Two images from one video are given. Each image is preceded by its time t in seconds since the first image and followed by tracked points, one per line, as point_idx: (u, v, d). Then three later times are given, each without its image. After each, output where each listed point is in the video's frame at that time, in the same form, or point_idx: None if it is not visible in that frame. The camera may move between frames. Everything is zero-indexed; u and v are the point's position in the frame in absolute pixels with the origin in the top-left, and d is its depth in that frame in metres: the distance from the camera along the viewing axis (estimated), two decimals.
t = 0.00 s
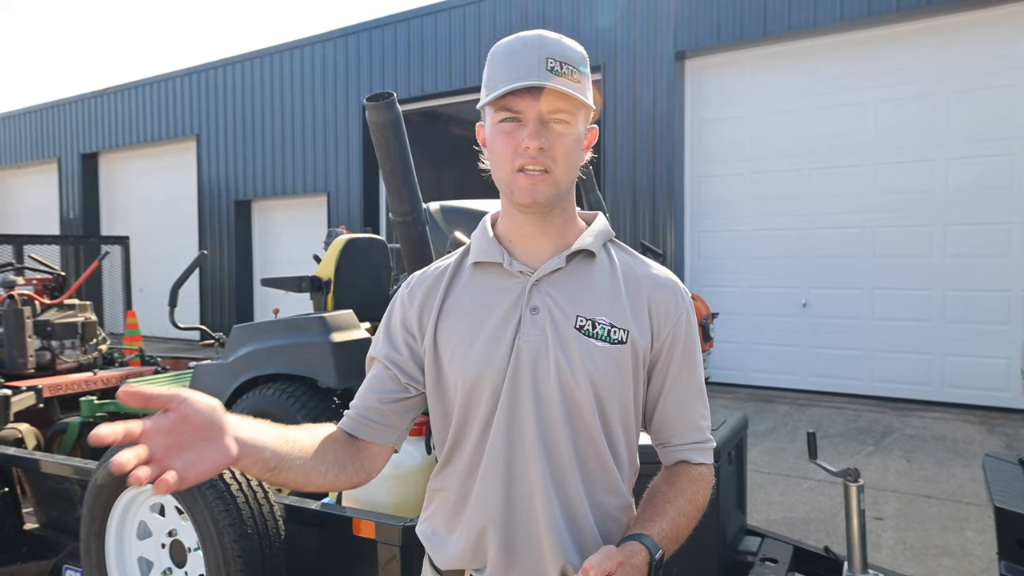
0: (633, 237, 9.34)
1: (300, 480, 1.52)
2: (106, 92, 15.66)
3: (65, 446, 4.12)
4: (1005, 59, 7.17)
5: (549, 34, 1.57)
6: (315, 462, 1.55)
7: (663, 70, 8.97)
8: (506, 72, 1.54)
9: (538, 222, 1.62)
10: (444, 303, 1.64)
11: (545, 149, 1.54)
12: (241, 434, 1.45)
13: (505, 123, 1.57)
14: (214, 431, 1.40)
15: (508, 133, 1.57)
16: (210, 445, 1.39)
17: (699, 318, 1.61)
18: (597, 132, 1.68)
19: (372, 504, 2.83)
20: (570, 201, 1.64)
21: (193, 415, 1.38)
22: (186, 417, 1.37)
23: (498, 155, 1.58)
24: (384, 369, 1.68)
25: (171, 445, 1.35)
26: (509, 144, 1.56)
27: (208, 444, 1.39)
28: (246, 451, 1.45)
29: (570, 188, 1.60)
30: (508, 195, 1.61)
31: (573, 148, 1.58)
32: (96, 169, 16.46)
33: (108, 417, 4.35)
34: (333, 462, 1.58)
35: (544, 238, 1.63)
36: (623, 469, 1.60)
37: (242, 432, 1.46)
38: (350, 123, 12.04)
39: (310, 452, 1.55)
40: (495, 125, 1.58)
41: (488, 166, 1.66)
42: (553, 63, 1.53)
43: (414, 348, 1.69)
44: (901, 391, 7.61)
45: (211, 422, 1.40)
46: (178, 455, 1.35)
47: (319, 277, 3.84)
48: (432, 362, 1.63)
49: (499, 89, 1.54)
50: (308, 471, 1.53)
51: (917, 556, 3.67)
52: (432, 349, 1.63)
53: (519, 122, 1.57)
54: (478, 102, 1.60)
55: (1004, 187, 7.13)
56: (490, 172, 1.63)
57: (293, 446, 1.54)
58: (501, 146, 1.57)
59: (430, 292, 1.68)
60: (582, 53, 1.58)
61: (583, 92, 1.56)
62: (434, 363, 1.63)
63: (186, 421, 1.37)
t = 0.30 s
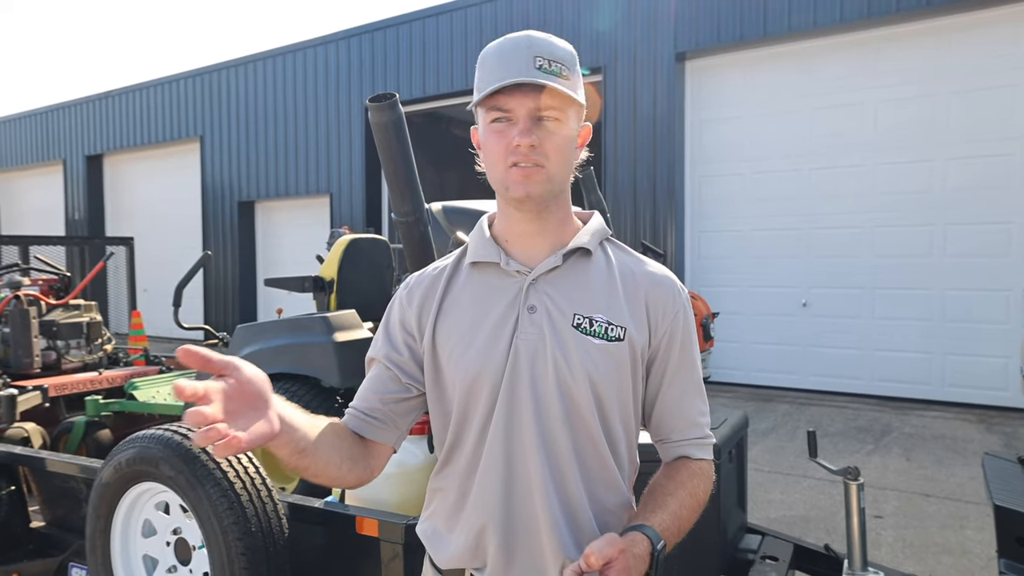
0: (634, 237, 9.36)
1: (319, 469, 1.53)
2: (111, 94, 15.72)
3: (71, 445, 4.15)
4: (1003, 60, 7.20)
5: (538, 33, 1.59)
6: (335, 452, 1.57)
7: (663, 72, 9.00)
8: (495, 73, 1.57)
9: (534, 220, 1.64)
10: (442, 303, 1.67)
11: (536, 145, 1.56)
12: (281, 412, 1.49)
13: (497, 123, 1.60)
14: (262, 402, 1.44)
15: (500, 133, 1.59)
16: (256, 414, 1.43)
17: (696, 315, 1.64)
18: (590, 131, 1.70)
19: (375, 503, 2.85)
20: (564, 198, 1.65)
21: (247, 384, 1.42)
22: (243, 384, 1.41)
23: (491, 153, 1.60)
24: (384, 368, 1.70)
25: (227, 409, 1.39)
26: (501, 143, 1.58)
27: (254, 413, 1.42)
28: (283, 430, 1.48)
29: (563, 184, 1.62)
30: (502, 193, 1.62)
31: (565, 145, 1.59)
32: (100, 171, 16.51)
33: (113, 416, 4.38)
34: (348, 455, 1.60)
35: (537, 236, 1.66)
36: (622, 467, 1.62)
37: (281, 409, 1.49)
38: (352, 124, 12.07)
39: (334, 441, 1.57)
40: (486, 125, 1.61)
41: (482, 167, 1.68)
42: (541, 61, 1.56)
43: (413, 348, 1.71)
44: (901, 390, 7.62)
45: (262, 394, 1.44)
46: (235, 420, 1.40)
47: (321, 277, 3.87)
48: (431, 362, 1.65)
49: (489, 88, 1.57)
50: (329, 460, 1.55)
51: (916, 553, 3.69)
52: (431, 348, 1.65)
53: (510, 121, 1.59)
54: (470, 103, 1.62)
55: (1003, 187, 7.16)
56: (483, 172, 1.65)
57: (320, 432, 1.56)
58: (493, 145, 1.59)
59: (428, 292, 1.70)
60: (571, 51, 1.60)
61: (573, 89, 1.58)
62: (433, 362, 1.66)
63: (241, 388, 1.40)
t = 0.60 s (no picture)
0: (636, 235, 9.42)
1: (327, 443, 1.59)
2: (116, 96, 15.80)
3: (81, 442, 4.21)
4: (1001, 58, 7.23)
5: (515, 33, 1.64)
6: (345, 431, 1.62)
7: (664, 72, 9.04)
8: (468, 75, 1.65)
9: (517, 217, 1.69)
10: (444, 299, 1.72)
11: (505, 143, 1.61)
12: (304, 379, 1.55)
13: (475, 124, 1.67)
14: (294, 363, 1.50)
15: (477, 134, 1.66)
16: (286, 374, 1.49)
17: (696, 311, 1.66)
18: (582, 126, 1.70)
19: (380, 497, 2.89)
20: (549, 195, 1.68)
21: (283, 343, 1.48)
22: (281, 343, 1.47)
23: (471, 154, 1.68)
24: (385, 360, 1.75)
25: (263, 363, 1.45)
26: (477, 143, 1.65)
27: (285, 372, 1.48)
28: (305, 396, 1.54)
29: (542, 180, 1.64)
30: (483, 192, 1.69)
31: (540, 142, 1.61)
32: (106, 172, 16.59)
33: (121, 413, 4.45)
34: (354, 438, 1.64)
35: (522, 232, 1.71)
36: (620, 461, 1.65)
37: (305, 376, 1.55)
38: (356, 125, 12.12)
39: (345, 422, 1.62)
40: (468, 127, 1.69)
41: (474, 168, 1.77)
42: (513, 59, 1.60)
43: (415, 343, 1.76)
44: (901, 387, 7.67)
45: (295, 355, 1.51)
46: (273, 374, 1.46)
47: (326, 275, 3.93)
48: (432, 356, 1.70)
49: (461, 91, 1.65)
50: (338, 438, 1.60)
51: (914, 547, 3.73)
52: (432, 343, 1.70)
53: (486, 122, 1.65)
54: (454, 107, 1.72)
55: (1001, 184, 7.20)
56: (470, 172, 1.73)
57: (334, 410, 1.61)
58: (472, 145, 1.67)
59: (431, 288, 1.75)
60: (548, 48, 1.62)
61: (547, 85, 1.60)
62: (434, 357, 1.70)
63: (279, 345, 1.47)
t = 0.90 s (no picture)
0: (639, 228, 9.41)
1: (278, 397, 1.59)
2: (116, 89, 15.76)
3: (83, 436, 4.20)
4: (1004, 50, 7.22)
5: (529, 21, 1.62)
6: (300, 391, 1.61)
7: (666, 64, 9.01)
8: (483, 65, 1.62)
9: (530, 208, 1.69)
10: (444, 289, 1.72)
11: (526, 135, 1.60)
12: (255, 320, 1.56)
13: (490, 114, 1.65)
14: (238, 298, 1.51)
15: (492, 124, 1.64)
16: (229, 307, 1.51)
17: (699, 303, 1.63)
18: (594, 117, 1.70)
19: (382, 491, 2.89)
20: (564, 185, 1.68)
21: (230, 278, 1.51)
22: (226, 276, 1.51)
23: (486, 145, 1.66)
24: (380, 337, 1.76)
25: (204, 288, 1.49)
26: (493, 134, 1.64)
27: (228, 305, 1.50)
28: (250, 339, 1.54)
29: (558, 172, 1.64)
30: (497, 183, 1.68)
31: (558, 133, 1.61)
32: (108, 166, 16.58)
33: (124, 407, 4.45)
34: (315, 408, 1.64)
35: (534, 222, 1.70)
36: (620, 453, 1.64)
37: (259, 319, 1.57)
38: (358, 118, 12.10)
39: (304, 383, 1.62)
40: (481, 116, 1.66)
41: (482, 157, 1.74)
42: (531, 49, 1.59)
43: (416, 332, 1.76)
44: (902, 380, 7.68)
45: (242, 291, 1.52)
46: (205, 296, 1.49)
47: (328, 269, 3.93)
48: (432, 345, 1.71)
49: (478, 81, 1.63)
50: (293, 392, 1.61)
51: (915, 539, 3.74)
52: (432, 333, 1.70)
53: (502, 112, 1.64)
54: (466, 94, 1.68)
55: (1003, 178, 7.19)
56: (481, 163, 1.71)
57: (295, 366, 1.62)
58: (486, 136, 1.65)
59: (433, 277, 1.75)
60: (565, 38, 1.62)
61: (565, 76, 1.60)
62: (435, 346, 1.71)
63: (222, 277, 1.50)
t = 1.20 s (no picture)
0: (641, 223, 9.40)
1: (280, 437, 1.64)
2: (119, 85, 15.77)
3: (88, 431, 4.22)
4: (1010, 43, 7.17)
5: (561, 15, 1.62)
6: (301, 424, 1.66)
7: (668, 58, 8.98)
8: (516, 53, 1.60)
9: (544, 203, 1.68)
10: (452, 285, 1.71)
11: (552, 130, 1.60)
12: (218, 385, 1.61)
13: (513, 105, 1.63)
14: (183, 374, 1.57)
15: (516, 114, 1.62)
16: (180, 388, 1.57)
17: (706, 300, 1.64)
18: (607, 118, 1.73)
19: (386, 485, 2.90)
20: (579, 183, 1.70)
21: (170, 360, 1.58)
22: (162, 361, 1.57)
23: (507, 135, 1.64)
24: (390, 347, 1.77)
25: (148, 381, 1.56)
26: (517, 125, 1.62)
27: (177, 386, 1.57)
28: (220, 402, 1.59)
29: (577, 169, 1.66)
30: (514, 175, 1.66)
31: (580, 131, 1.63)
32: (111, 162, 16.61)
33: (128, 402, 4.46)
34: (325, 428, 1.67)
35: (548, 219, 1.70)
36: (627, 450, 1.64)
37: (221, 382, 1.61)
38: (359, 113, 12.10)
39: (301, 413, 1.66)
40: (502, 105, 1.64)
41: (494, 147, 1.72)
42: (563, 43, 1.58)
43: (420, 330, 1.76)
44: (906, 374, 7.66)
45: (185, 368, 1.58)
46: (144, 390, 1.55)
47: (330, 264, 3.93)
48: (440, 341, 1.70)
49: (509, 69, 1.60)
50: (289, 430, 1.64)
51: (918, 534, 3.73)
52: (439, 330, 1.70)
53: (527, 103, 1.62)
54: (489, 80, 1.65)
55: (1008, 171, 7.15)
56: (497, 152, 1.69)
57: (282, 405, 1.66)
58: (509, 126, 1.63)
59: (440, 273, 1.75)
60: (593, 37, 1.63)
61: (592, 75, 1.62)
62: (443, 343, 1.70)
63: (158, 363, 1.56)
